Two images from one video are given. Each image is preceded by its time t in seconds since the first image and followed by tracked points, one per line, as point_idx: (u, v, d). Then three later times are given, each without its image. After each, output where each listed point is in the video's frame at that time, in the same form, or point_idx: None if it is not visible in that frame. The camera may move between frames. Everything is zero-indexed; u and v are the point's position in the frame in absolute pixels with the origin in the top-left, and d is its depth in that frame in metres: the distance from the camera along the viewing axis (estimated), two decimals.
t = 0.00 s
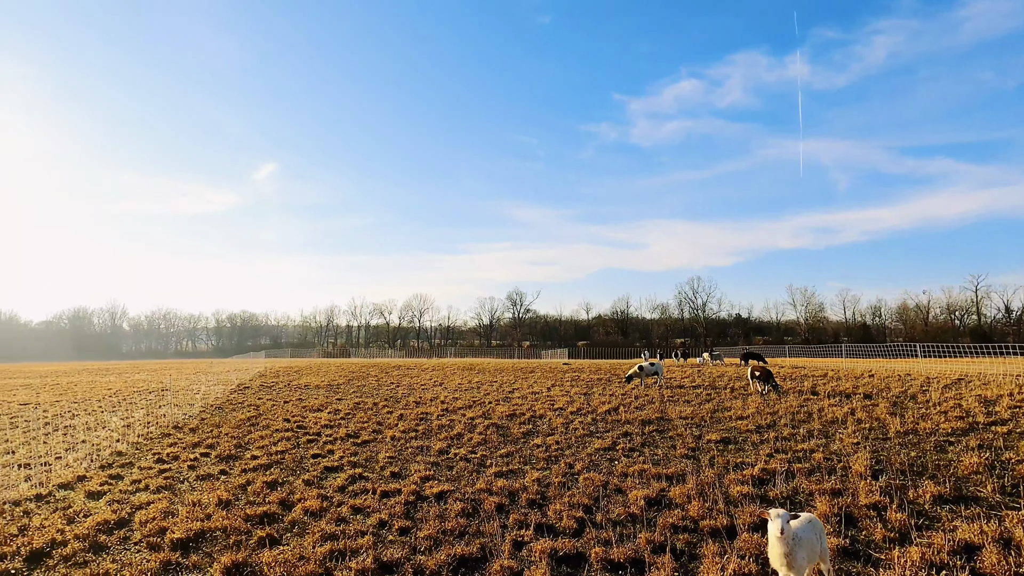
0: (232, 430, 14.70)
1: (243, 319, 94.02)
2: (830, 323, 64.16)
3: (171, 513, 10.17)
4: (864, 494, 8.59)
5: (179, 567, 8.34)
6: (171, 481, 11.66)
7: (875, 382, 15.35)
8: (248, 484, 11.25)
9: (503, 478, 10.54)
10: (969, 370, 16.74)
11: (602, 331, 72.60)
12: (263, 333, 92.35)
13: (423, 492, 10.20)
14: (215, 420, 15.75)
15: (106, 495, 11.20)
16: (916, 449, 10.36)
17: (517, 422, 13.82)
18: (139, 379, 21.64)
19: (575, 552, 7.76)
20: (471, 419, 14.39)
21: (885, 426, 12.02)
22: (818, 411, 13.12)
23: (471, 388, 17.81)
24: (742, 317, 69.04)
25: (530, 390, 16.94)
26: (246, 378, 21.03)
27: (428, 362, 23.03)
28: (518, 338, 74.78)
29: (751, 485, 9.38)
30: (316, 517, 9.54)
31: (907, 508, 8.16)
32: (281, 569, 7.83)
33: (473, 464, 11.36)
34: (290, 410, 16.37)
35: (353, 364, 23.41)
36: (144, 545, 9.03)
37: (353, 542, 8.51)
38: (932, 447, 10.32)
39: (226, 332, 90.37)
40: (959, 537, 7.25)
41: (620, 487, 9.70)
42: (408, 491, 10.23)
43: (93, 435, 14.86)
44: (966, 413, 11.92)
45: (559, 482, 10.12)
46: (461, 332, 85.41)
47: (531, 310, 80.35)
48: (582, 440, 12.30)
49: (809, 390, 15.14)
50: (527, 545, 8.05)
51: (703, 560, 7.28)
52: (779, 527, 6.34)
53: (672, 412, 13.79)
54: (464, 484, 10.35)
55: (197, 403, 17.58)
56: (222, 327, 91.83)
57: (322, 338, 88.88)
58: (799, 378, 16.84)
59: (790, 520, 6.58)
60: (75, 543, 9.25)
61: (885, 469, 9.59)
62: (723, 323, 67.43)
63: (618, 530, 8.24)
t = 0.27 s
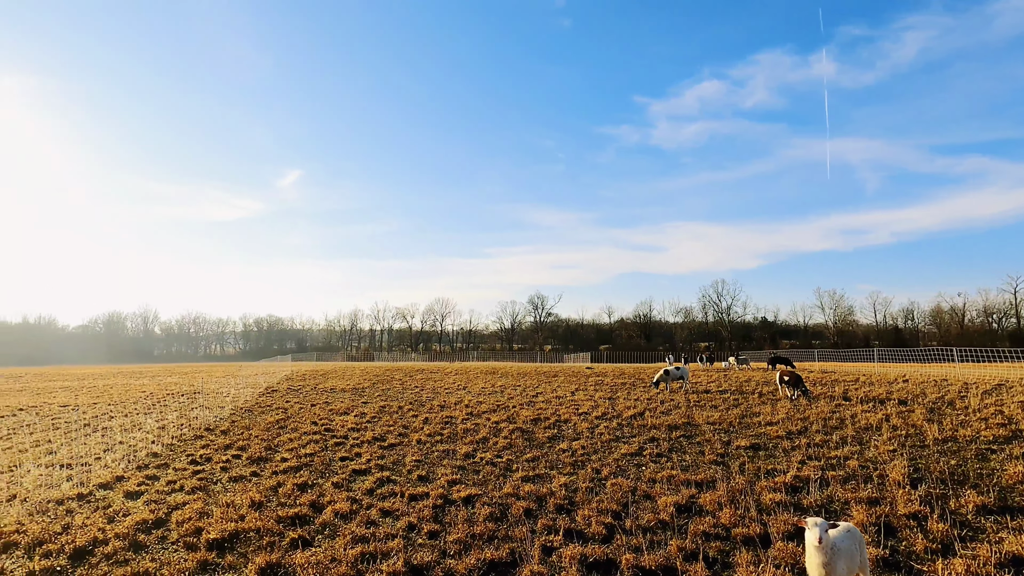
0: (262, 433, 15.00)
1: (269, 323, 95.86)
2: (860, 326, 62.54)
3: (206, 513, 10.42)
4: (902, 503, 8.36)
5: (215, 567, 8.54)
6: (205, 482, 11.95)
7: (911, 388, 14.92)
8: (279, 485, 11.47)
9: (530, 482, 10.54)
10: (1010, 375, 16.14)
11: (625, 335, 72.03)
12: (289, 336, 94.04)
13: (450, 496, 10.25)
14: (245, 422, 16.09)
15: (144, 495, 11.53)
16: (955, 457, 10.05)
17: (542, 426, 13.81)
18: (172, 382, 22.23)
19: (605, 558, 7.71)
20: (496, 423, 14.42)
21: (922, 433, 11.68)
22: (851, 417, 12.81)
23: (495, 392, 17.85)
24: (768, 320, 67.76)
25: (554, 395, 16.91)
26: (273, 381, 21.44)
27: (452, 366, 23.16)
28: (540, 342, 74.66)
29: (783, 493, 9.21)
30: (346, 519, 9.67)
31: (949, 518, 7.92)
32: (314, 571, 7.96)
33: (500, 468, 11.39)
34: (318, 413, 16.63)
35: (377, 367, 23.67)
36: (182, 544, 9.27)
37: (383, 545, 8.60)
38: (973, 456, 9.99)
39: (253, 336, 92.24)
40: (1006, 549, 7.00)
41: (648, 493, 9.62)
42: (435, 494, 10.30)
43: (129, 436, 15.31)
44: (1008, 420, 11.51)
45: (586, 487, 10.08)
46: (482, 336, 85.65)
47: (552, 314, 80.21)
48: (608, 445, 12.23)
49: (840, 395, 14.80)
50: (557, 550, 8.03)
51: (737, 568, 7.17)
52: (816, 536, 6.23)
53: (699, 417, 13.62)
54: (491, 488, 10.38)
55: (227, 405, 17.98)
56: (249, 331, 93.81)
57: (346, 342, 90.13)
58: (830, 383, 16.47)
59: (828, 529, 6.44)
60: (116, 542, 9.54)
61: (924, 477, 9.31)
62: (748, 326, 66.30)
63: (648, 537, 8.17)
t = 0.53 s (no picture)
0: (293, 435, 15.31)
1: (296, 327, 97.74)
2: (895, 329, 60.65)
3: (242, 514, 10.67)
4: (947, 513, 8.09)
5: (253, 567, 8.74)
6: (240, 483, 12.24)
7: (951, 393, 14.42)
8: (311, 487, 11.69)
9: (558, 487, 10.51)
10: None
11: (650, 338, 71.28)
12: (315, 340, 95.70)
13: (480, 499, 10.30)
14: (276, 425, 16.44)
15: (182, 495, 11.87)
16: (1001, 466, 9.68)
17: (569, 431, 13.77)
18: (205, 384, 22.84)
19: (638, 565, 7.65)
20: (523, 427, 14.43)
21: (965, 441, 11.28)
22: (889, 423, 12.44)
23: (520, 395, 17.87)
24: (798, 323, 66.24)
25: (579, 399, 16.85)
26: (302, 384, 21.85)
27: (476, 369, 23.25)
28: (563, 345, 74.41)
29: (820, 501, 9.00)
30: (378, 522, 9.79)
31: (997, 530, 7.63)
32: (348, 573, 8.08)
33: (528, 472, 11.39)
34: (346, 416, 16.89)
35: (403, 371, 23.92)
36: (220, 544, 9.51)
37: (415, 548, 8.69)
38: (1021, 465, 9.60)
39: (281, 339, 94.15)
40: None
41: (680, 500, 9.51)
42: (465, 498, 10.36)
43: (167, 437, 15.78)
44: None
45: (616, 493, 10.01)
46: (506, 340, 85.84)
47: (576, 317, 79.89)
48: (636, 450, 12.13)
49: (876, 401, 14.38)
50: (588, 556, 7.99)
51: None
52: (859, 546, 6.10)
53: (729, 422, 13.40)
54: (520, 493, 10.39)
55: (259, 408, 18.40)
56: (277, 335, 95.79)
57: (372, 345, 91.29)
58: (865, 388, 16.02)
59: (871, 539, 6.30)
60: (158, 540, 9.84)
61: (968, 487, 8.99)
62: (777, 329, 64.92)
63: (681, 544, 8.08)
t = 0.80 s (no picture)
0: (326, 438, 15.61)
1: (325, 332, 99.61)
2: (936, 333, 58.38)
3: (279, 515, 10.93)
4: (999, 525, 7.77)
5: (291, 567, 8.95)
6: (276, 485, 12.54)
7: (999, 400, 13.83)
8: (345, 490, 11.89)
9: (590, 493, 10.46)
10: None
11: (678, 342, 70.30)
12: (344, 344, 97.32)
13: (511, 504, 10.32)
14: (309, 427, 16.79)
15: (221, 495, 12.21)
16: None
17: (599, 436, 13.69)
18: (240, 387, 23.46)
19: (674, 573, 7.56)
20: (552, 432, 14.40)
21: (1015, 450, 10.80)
22: (933, 431, 12.01)
23: (549, 400, 17.85)
24: (832, 327, 64.42)
25: (608, 404, 16.73)
26: (333, 387, 22.26)
27: (503, 374, 23.30)
28: (589, 349, 74.00)
29: (862, 511, 8.75)
30: (411, 525, 9.91)
31: None
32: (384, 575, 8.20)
33: (559, 477, 11.38)
34: (377, 419, 17.15)
35: (431, 375, 24.15)
36: (259, 544, 9.76)
37: (448, 551, 8.76)
38: None
39: (310, 343, 96.06)
40: None
41: (715, 507, 9.36)
42: (496, 502, 10.40)
43: (206, 439, 16.27)
44: None
45: (649, 500, 9.92)
46: (531, 344, 85.84)
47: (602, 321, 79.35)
48: (668, 456, 11.99)
49: (919, 407, 13.89)
50: (623, 563, 7.94)
51: None
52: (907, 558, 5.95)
53: (763, 429, 13.14)
54: (552, 498, 10.38)
55: (292, 411, 18.82)
56: (307, 339, 97.81)
57: (399, 349, 92.38)
58: (906, 394, 15.49)
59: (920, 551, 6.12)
60: (200, 540, 10.15)
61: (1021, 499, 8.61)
62: (810, 333, 63.24)
63: (717, 553, 7.96)
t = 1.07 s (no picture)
0: (359, 440, 15.88)
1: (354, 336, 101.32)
2: (982, 336, 55.94)
3: (316, 515, 11.16)
4: None
5: (330, 567, 9.12)
6: (312, 486, 12.81)
7: None
8: (379, 491, 12.08)
9: (624, 498, 10.38)
10: None
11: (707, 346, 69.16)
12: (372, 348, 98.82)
13: (544, 508, 10.32)
14: (342, 430, 17.11)
15: (260, 495, 12.54)
16: None
17: (630, 440, 13.58)
18: (274, 390, 24.06)
19: None
20: (582, 436, 14.35)
21: None
22: (982, 438, 11.53)
23: (578, 404, 17.78)
24: (869, 330, 62.39)
25: (639, 408, 16.58)
26: (364, 390, 22.64)
27: (532, 377, 23.32)
28: (617, 353, 73.45)
29: (909, 520, 8.46)
30: (445, 528, 9.99)
31: None
32: None
33: (591, 482, 11.33)
34: (408, 422, 17.37)
35: (459, 378, 24.33)
36: (297, 544, 9.98)
37: (483, 554, 8.80)
38: None
39: (340, 346, 97.86)
40: None
41: (753, 514, 9.19)
42: (529, 506, 10.41)
43: (243, 440, 16.74)
44: None
45: (685, 505, 9.79)
46: (558, 347, 85.72)
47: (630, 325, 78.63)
48: (702, 461, 11.81)
49: (966, 414, 13.35)
50: (660, 570, 7.85)
51: None
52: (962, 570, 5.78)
53: (801, 434, 12.82)
54: (585, 502, 10.33)
55: (325, 413, 19.20)
56: (338, 343, 99.73)
57: (427, 353, 93.27)
58: (953, 400, 14.90)
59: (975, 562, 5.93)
60: (242, 538, 10.44)
61: None
62: (846, 337, 61.32)
63: (757, 562, 7.81)
